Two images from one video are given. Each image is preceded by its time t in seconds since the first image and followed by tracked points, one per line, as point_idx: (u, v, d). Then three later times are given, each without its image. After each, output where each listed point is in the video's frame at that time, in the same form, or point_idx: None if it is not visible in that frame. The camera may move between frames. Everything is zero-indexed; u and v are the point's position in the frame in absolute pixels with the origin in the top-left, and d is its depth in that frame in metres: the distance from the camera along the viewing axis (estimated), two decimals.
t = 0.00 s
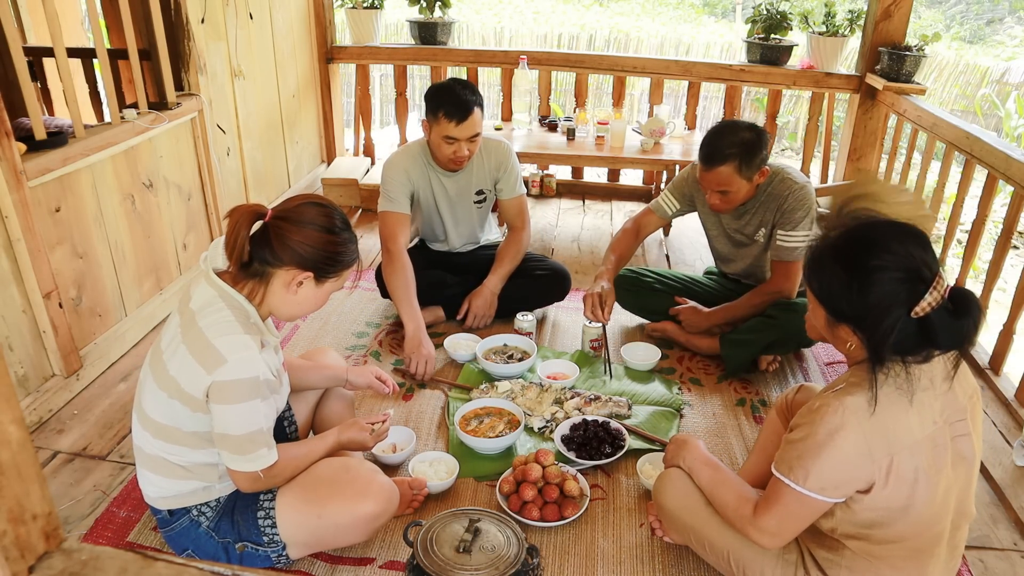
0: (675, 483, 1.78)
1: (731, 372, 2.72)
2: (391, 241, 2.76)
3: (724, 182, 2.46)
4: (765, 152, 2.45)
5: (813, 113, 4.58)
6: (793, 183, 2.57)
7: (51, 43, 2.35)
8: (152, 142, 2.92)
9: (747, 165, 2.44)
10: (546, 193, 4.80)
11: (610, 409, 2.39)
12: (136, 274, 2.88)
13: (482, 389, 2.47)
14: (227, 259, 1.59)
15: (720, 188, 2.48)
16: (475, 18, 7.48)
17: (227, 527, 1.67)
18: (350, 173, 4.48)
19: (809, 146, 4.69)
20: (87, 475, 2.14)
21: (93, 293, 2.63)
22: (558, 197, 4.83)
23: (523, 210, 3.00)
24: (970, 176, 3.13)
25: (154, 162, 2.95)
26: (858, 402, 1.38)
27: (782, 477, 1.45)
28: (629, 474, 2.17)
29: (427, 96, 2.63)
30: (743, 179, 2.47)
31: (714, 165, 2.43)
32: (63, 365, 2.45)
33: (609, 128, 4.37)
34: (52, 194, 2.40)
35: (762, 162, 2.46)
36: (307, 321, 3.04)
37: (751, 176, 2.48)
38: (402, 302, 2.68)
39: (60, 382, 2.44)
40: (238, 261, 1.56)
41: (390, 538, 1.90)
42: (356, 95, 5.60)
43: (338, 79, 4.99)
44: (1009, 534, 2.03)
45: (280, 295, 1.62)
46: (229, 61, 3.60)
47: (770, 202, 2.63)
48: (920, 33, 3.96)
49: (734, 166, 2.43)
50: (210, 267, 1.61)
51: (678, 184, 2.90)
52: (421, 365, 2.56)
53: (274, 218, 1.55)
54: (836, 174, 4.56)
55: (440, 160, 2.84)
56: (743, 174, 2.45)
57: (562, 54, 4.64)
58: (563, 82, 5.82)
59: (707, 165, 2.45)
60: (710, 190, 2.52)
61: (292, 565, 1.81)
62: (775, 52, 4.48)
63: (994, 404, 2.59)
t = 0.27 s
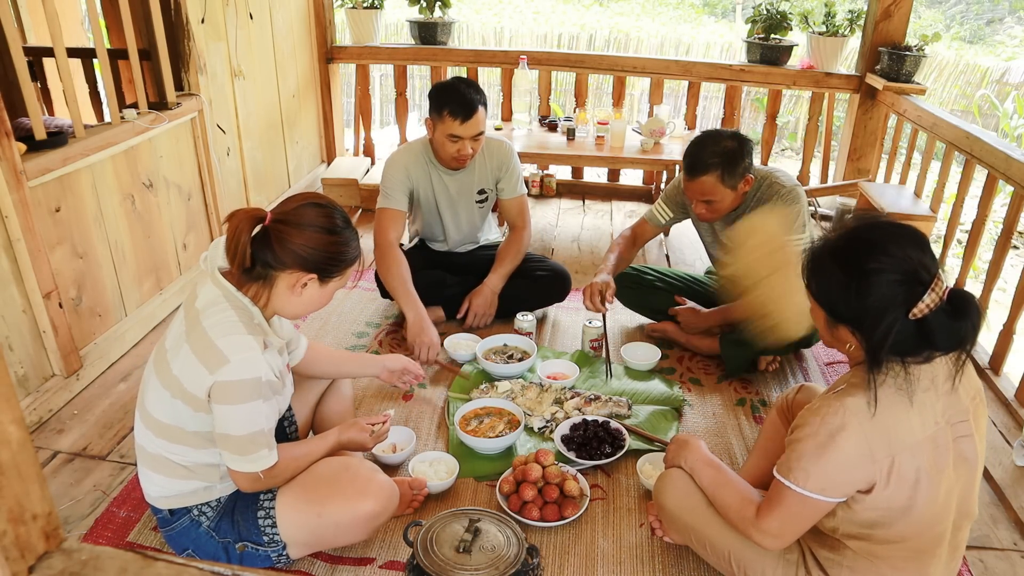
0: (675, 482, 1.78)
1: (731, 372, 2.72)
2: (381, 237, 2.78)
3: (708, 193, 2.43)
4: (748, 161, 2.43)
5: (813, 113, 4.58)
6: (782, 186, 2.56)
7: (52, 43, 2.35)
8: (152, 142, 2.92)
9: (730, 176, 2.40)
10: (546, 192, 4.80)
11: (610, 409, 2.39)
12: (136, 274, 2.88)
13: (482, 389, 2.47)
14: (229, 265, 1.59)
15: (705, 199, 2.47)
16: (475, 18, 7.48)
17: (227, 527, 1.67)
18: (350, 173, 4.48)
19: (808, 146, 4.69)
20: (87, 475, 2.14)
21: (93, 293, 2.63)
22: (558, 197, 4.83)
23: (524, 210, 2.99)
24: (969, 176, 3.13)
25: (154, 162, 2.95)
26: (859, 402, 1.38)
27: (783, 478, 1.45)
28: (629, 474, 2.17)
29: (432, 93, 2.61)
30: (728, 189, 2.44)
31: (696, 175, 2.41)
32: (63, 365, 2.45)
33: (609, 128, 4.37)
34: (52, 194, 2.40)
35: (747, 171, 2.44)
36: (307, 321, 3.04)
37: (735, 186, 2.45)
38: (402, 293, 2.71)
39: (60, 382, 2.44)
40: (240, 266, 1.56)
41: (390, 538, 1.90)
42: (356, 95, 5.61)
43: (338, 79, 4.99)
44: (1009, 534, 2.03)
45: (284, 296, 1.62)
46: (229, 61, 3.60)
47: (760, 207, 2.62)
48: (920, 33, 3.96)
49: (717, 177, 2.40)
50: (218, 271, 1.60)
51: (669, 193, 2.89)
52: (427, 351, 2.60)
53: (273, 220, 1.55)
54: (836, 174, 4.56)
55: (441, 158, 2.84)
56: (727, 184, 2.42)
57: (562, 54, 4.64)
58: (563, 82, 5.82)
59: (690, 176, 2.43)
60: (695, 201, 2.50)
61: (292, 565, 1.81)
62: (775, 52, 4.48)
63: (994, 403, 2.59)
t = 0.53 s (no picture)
0: (675, 483, 1.78)
1: (731, 372, 2.72)
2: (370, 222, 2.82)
3: (705, 192, 2.42)
4: (745, 160, 2.43)
5: (813, 113, 4.58)
6: (779, 185, 2.56)
7: (51, 43, 2.35)
8: (152, 141, 2.92)
9: (727, 175, 2.40)
10: (546, 192, 4.80)
11: (610, 409, 2.39)
12: (136, 274, 2.88)
13: (482, 389, 2.47)
14: (250, 270, 1.60)
15: (703, 198, 2.45)
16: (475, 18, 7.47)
17: (228, 527, 1.68)
18: (350, 173, 4.48)
19: (809, 146, 4.69)
20: (87, 475, 2.14)
21: (93, 293, 2.63)
22: (558, 197, 4.83)
23: (524, 207, 3.02)
24: (969, 176, 3.13)
25: (154, 162, 2.95)
26: (860, 405, 1.38)
27: (783, 480, 1.45)
28: (629, 474, 2.17)
29: (435, 87, 2.62)
30: (725, 189, 2.43)
31: (693, 174, 2.40)
32: (63, 365, 2.45)
33: (608, 128, 4.37)
34: (52, 194, 2.40)
35: (743, 169, 2.43)
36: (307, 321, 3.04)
37: (733, 186, 2.44)
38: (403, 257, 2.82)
39: (60, 382, 2.44)
40: (259, 271, 1.56)
41: (390, 538, 1.90)
42: (356, 95, 5.61)
43: (338, 79, 4.99)
44: (1009, 534, 2.03)
45: (303, 301, 1.62)
46: (229, 61, 3.60)
47: (757, 207, 2.62)
48: (920, 33, 3.96)
49: (714, 176, 2.40)
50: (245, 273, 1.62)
51: (668, 199, 2.84)
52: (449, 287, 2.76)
53: (292, 227, 1.54)
54: (836, 174, 4.56)
55: (443, 152, 2.86)
56: (724, 182, 2.41)
57: (562, 54, 4.64)
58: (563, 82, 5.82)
59: (688, 175, 2.42)
60: (692, 201, 2.48)
61: (292, 565, 1.81)
62: (775, 52, 4.48)
63: (994, 403, 2.59)
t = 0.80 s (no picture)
0: (676, 484, 1.78)
1: (731, 372, 2.72)
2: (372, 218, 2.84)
3: (710, 191, 2.42)
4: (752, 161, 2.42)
5: (813, 113, 4.58)
6: (785, 187, 2.56)
7: (51, 43, 2.35)
8: (152, 141, 2.92)
9: (734, 175, 2.40)
10: (546, 192, 4.80)
11: (610, 409, 2.39)
12: (136, 274, 2.88)
13: (482, 389, 2.47)
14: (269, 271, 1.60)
15: (708, 197, 2.45)
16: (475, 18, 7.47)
17: (231, 525, 1.68)
18: (350, 173, 4.48)
19: (809, 146, 4.69)
20: (87, 475, 2.14)
21: (93, 293, 2.63)
22: (558, 197, 4.83)
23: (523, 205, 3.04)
24: (969, 176, 3.13)
25: (154, 162, 2.95)
26: (865, 409, 1.37)
27: (786, 481, 1.45)
28: (629, 474, 2.17)
29: (433, 85, 2.62)
30: (730, 188, 2.43)
31: (699, 173, 2.40)
32: (63, 365, 2.45)
33: (609, 128, 4.37)
34: (52, 194, 2.40)
35: (750, 170, 2.43)
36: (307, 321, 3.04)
37: (737, 186, 2.44)
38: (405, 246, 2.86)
39: (60, 382, 2.44)
40: (279, 273, 1.57)
41: (390, 538, 1.90)
42: (356, 95, 5.61)
43: (337, 79, 4.99)
44: (1008, 534, 2.03)
45: (320, 304, 1.62)
46: (229, 61, 3.60)
47: (761, 208, 2.62)
48: (920, 33, 3.96)
49: (720, 175, 2.39)
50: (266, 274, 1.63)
51: (669, 200, 2.83)
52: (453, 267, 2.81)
53: (312, 230, 1.55)
54: (836, 174, 4.56)
55: (443, 149, 2.87)
56: (730, 182, 2.41)
57: (562, 54, 4.64)
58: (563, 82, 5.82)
59: (693, 174, 2.42)
60: (697, 200, 2.48)
61: (292, 565, 1.81)
62: (775, 52, 4.48)
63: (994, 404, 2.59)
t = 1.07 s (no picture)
0: (684, 486, 1.77)
1: (731, 372, 2.72)
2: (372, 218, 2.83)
3: (716, 194, 2.42)
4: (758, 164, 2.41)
5: (813, 113, 4.58)
6: (791, 192, 2.55)
7: (51, 43, 2.35)
8: (152, 141, 2.92)
9: (740, 178, 2.40)
10: (546, 192, 4.80)
11: (610, 409, 2.39)
12: (136, 274, 2.89)
13: (481, 389, 2.47)
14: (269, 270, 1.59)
15: (715, 200, 2.44)
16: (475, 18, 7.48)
17: (230, 525, 1.68)
18: (350, 173, 4.48)
19: (808, 146, 4.69)
20: (87, 475, 2.14)
21: (93, 293, 2.63)
22: (558, 197, 4.83)
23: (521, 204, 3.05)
24: (969, 176, 3.13)
25: (154, 162, 2.95)
26: (886, 416, 1.36)
27: (801, 487, 1.45)
28: (629, 473, 2.17)
29: (433, 87, 2.62)
30: (736, 192, 2.42)
31: (706, 176, 2.39)
32: (63, 365, 2.45)
33: (609, 128, 4.37)
34: (52, 194, 2.40)
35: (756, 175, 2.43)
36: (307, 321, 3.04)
37: (744, 190, 2.44)
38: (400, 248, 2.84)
39: (60, 382, 2.44)
40: (279, 272, 1.56)
41: (390, 538, 1.90)
42: (356, 95, 5.61)
43: (337, 79, 5.00)
44: (1008, 534, 2.03)
45: (320, 303, 1.62)
46: (229, 61, 3.60)
47: (766, 211, 2.61)
48: (920, 33, 3.96)
49: (727, 178, 2.39)
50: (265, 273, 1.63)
51: (672, 203, 2.81)
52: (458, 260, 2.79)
53: (313, 229, 1.55)
54: (836, 174, 4.56)
55: (442, 150, 2.87)
56: (736, 185, 2.41)
57: (562, 54, 4.65)
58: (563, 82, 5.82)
59: (699, 177, 2.41)
60: (703, 203, 2.47)
61: (292, 565, 1.81)
62: (775, 52, 4.48)
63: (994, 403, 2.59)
